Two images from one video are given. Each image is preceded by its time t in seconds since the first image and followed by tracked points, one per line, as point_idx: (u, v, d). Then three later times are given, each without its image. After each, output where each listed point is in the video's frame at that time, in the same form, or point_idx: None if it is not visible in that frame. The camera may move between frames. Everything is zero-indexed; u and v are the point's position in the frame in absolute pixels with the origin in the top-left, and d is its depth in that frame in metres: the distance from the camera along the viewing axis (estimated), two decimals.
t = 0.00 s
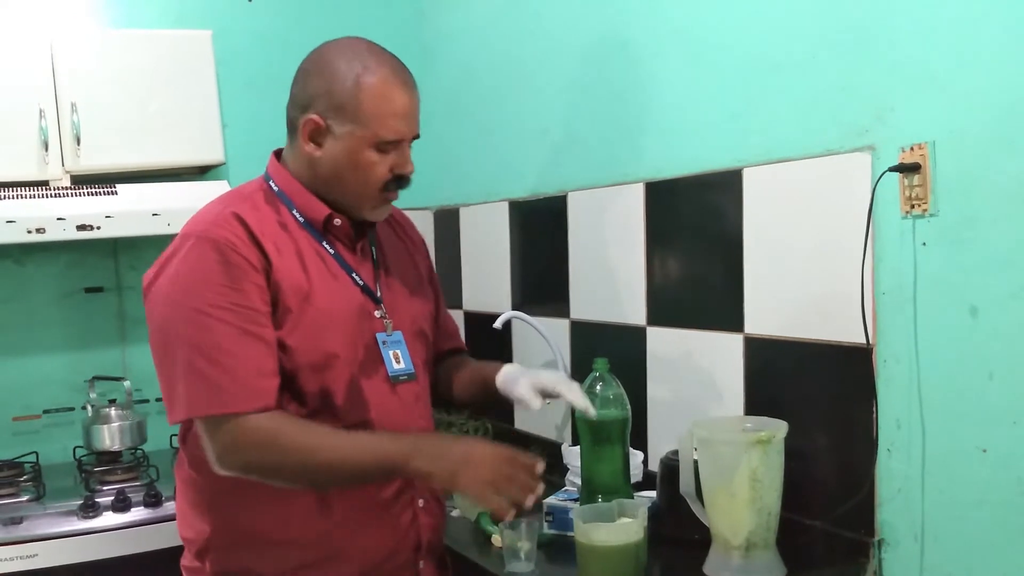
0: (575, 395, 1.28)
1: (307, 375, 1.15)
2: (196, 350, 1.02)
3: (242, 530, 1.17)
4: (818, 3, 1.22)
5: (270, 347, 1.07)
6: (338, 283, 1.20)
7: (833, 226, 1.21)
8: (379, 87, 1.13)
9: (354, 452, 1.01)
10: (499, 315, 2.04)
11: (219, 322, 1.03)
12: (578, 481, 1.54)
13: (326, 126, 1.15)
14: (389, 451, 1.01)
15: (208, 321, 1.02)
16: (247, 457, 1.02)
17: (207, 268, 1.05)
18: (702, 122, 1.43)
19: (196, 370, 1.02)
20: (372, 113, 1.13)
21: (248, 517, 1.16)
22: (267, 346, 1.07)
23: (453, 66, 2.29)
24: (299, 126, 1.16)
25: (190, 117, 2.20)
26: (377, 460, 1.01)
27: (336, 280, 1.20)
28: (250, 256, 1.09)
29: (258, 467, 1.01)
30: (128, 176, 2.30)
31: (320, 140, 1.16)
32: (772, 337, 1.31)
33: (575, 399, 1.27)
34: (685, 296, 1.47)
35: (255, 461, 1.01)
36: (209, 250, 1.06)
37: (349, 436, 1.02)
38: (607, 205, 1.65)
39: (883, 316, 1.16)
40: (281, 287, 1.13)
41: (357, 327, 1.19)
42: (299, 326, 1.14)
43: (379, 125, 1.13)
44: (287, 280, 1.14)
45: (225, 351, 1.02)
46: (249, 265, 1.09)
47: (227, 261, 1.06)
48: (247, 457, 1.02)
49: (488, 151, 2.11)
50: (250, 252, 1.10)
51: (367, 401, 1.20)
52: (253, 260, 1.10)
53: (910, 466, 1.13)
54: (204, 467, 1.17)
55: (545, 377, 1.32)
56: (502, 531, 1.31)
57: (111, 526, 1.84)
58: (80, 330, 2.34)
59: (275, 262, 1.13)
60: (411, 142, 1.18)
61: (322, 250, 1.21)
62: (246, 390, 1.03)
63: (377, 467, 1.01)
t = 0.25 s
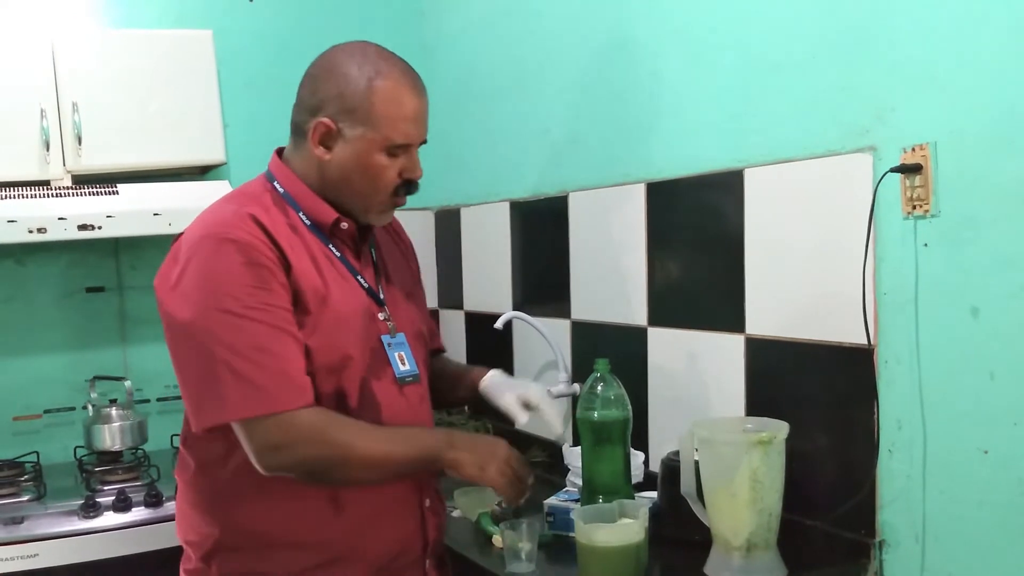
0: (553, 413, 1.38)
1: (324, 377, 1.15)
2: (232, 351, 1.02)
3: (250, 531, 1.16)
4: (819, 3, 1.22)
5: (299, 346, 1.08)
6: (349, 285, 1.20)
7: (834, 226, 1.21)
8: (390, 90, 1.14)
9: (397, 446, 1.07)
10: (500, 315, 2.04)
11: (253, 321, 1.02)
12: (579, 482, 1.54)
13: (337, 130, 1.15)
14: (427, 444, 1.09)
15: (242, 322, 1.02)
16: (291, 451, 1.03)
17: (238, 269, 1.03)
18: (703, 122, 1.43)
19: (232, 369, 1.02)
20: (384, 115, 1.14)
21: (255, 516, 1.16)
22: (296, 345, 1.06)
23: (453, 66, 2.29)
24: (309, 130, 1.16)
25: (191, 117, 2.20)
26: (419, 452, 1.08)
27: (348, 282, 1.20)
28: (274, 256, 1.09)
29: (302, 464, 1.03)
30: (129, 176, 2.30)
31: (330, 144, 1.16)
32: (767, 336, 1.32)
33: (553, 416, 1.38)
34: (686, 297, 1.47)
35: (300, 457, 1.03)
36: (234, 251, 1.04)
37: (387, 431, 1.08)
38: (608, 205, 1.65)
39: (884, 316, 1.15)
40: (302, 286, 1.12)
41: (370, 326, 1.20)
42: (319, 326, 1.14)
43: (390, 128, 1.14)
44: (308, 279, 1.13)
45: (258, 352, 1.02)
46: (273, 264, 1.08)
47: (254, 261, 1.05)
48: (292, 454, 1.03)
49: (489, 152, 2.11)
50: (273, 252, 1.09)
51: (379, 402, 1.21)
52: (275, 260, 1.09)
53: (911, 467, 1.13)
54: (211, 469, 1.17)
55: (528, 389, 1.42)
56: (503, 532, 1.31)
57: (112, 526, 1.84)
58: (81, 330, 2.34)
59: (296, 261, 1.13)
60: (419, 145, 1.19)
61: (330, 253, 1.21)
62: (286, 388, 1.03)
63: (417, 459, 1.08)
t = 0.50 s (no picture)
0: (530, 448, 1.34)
1: (329, 378, 1.15)
2: (243, 350, 1.01)
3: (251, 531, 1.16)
4: (818, 4, 1.22)
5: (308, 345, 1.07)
6: (355, 286, 1.20)
7: (834, 227, 1.21)
8: (400, 89, 1.15)
9: (400, 448, 1.08)
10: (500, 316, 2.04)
11: (264, 321, 1.02)
12: (578, 482, 1.54)
13: (349, 130, 1.15)
14: (428, 447, 1.11)
15: (254, 321, 1.01)
16: (299, 450, 1.03)
17: (249, 268, 1.03)
18: (703, 122, 1.43)
19: (243, 369, 1.02)
20: (396, 114, 1.15)
21: (257, 517, 1.16)
22: (304, 345, 1.06)
23: (453, 67, 2.29)
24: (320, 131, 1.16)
25: (191, 117, 2.20)
26: (420, 454, 1.10)
27: (353, 283, 1.20)
28: (284, 255, 1.09)
29: (309, 463, 1.03)
30: (129, 176, 2.30)
31: (342, 144, 1.16)
32: (767, 337, 1.32)
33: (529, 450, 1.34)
34: (686, 297, 1.47)
35: (306, 457, 1.03)
36: (246, 251, 1.04)
37: (389, 434, 1.09)
38: (608, 206, 1.65)
39: (884, 317, 1.15)
40: (310, 286, 1.12)
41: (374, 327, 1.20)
42: (326, 326, 1.14)
43: (402, 126, 1.15)
44: (316, 280, 1.13)
45: (270, 352, 1.02)
46: (284, 263, 1.08)
47: (265, 261, 1.05)
48: (300, 454, 1.03)
49: (488, 152, 2.11)
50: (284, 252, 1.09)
51: (383, 404, 1.21)
52: (286, 259, 1.09)
53: (911, 467, 1.13)
54: (214, 469, 1.17)
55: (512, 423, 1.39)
56: (502, 532, 1.31)
57: (111, 526, 1.84)
58: (80, 330, 2.34)
59: (305, 261, 1.13)
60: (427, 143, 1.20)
61: (336, 254, 1.20)
62: (296, 388, 1.03)
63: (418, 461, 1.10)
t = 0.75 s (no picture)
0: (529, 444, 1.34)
1: (321, 372, 1.14)
2: (237, 341, 1.01)
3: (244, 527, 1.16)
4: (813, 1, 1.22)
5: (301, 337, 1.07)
6: (350, 280, 1.19)
7: (829, 224, 1.21)
8: (350, 50, 1.21)
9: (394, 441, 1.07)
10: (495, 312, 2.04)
11: (259, 312, 1.02)
12: (573, 479, 1.54)
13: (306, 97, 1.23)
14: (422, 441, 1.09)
15: (248, 312, 1.01)
16: (287, 441, 1.03)
17: (245, 259, 1.03)
18: (699, 119, 1.43)
19: (237, 360, 1.01)
20: (340, 71, 1.20)
21: (250, 514, 1.16)
22: (297, 337, 1.06)
23: (449, 63, 2.28)
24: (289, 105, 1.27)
25: (186, 113, 2.19)
26: (413, 448, 1.08)
27: (348, 277, 1.19)
28: (280, 248, 1.08)
29: (300, 455, 1.03)
30: (123, 172, 2.29)
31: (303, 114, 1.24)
32: (769, 333, 1.31)
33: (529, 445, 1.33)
34: (681, 294, 1.47)
35: (295, 448, 1.03)
36: (242, 242, 1.04)
37: (383, 426, 1.08)
38: (603, 202, 1.65)
39: (879, 314, 1.16)
40: (304, 279, 1.12)
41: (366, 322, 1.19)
42: (320, 319, 1.13)
43: (346, 82, 1.19)
44: (311, 273, 1.13)
45: (264, 343, 1.02)
46: (280, 255, 1.08)
47: (262, 252, 1.05)
48: (291, 446, 1.03)
49: (484, 149, 2.11)
50: (281, 245, 1.09)
51: (379, 398, 1.20)
52: (282, 251, 1.09)
53: (905, 463, 1.13)
54: (208, 463, 1.17)
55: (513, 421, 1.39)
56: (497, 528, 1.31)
57: (105, 523, 1.83)
58: (74, 327, 2.33)
59: (300, 254, 1.12)
60: (381, 104, 1.21)
61: (332, 247, 1.21)
62: (288, 380, 1.03)
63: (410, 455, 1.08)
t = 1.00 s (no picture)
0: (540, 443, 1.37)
1: (301, 367, 1.15)
2: (211, 334, 1.04)
3: (238, 522, 1.17)
4: None
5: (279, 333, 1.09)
6: (339, 277, 1.19)
7: (829, 222, 1.21)
8: (336, 43, 1.22)
9: (367, 440, 1.08)
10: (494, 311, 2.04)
11: (233, 307, 1.04)
12: (573, 477, 1.54)
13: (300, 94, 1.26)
14: (398, 442, 1.10)
15: (222, 306, 1.04)
16: (260, 436, 1.04)
17: (222, 254, 1.06)
18: (699, 118, 1.43)
19: (210, 353, 1.04)
20: (326, 64, 1.21)
21: (244, 511, 1.16)
22: (274, 333, 1.08)
23: (448, 62, 2.28)
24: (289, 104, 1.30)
25: (185, 112, 2.19)
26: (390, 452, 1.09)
27: (337, 275, 1.20)
28: (261, 244, 1.10)
29: (267, 448, 1.05)
30: (123, 171, 2.29)
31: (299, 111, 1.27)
32: (770, 332, 1.30)
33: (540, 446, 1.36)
34: (682, 292, 1.47)
35: (265, 442, 1.05)
36: (220, 238, 1.07)
37: (360, 425, 1.09)
38: (603, 201, 1.65)
39: (878, 312, 1.15)
40: (286, 276, 1.13)
41: (353, 321, 1.19)
42: (303, 316, 1.15)
43: (331, 75, 1.21)
44: (293, 270, 1.14)
45: (235, 336, 1.04)
46: (260, 252, 1.10)
47: (242, 248, 1.08)
48: (261, 439, 1.05)
49: (484, 147, 2.11)
50: (265, 242, 1.11)
51: (364, 398, 1.19)
52: (263, 248, 1.10)
53: (905, 461, 1.13)
54: (200, 457, 1.19)
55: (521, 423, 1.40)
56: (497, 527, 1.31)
57: (105, 521, 1.83)
58: (74, 325, 2.33)
59: (283, 251, 1.14)
60: (366, 95, 1.21)
61: (325, 244, 1.21)
62: (259, 375, 1.05)
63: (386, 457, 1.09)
